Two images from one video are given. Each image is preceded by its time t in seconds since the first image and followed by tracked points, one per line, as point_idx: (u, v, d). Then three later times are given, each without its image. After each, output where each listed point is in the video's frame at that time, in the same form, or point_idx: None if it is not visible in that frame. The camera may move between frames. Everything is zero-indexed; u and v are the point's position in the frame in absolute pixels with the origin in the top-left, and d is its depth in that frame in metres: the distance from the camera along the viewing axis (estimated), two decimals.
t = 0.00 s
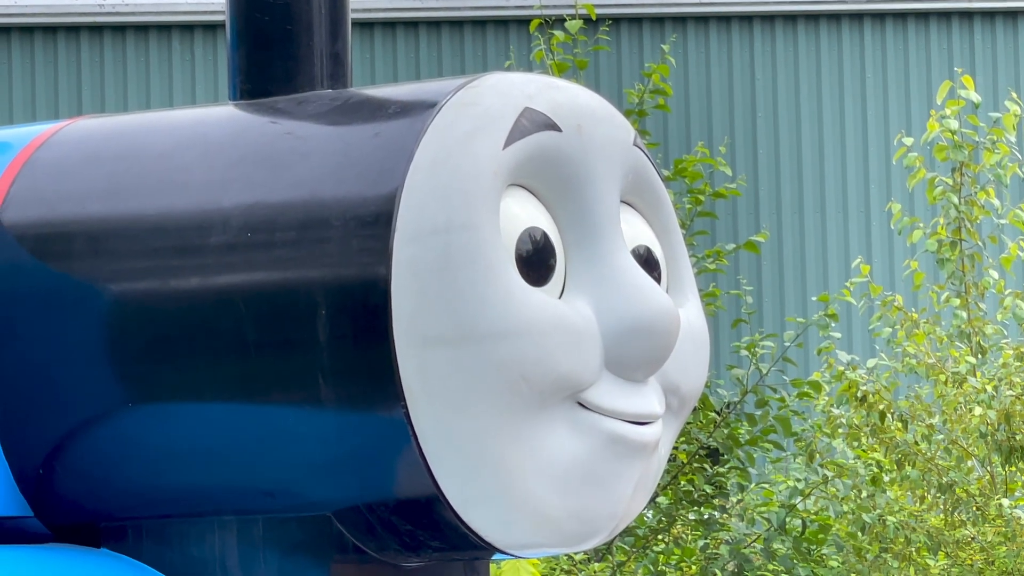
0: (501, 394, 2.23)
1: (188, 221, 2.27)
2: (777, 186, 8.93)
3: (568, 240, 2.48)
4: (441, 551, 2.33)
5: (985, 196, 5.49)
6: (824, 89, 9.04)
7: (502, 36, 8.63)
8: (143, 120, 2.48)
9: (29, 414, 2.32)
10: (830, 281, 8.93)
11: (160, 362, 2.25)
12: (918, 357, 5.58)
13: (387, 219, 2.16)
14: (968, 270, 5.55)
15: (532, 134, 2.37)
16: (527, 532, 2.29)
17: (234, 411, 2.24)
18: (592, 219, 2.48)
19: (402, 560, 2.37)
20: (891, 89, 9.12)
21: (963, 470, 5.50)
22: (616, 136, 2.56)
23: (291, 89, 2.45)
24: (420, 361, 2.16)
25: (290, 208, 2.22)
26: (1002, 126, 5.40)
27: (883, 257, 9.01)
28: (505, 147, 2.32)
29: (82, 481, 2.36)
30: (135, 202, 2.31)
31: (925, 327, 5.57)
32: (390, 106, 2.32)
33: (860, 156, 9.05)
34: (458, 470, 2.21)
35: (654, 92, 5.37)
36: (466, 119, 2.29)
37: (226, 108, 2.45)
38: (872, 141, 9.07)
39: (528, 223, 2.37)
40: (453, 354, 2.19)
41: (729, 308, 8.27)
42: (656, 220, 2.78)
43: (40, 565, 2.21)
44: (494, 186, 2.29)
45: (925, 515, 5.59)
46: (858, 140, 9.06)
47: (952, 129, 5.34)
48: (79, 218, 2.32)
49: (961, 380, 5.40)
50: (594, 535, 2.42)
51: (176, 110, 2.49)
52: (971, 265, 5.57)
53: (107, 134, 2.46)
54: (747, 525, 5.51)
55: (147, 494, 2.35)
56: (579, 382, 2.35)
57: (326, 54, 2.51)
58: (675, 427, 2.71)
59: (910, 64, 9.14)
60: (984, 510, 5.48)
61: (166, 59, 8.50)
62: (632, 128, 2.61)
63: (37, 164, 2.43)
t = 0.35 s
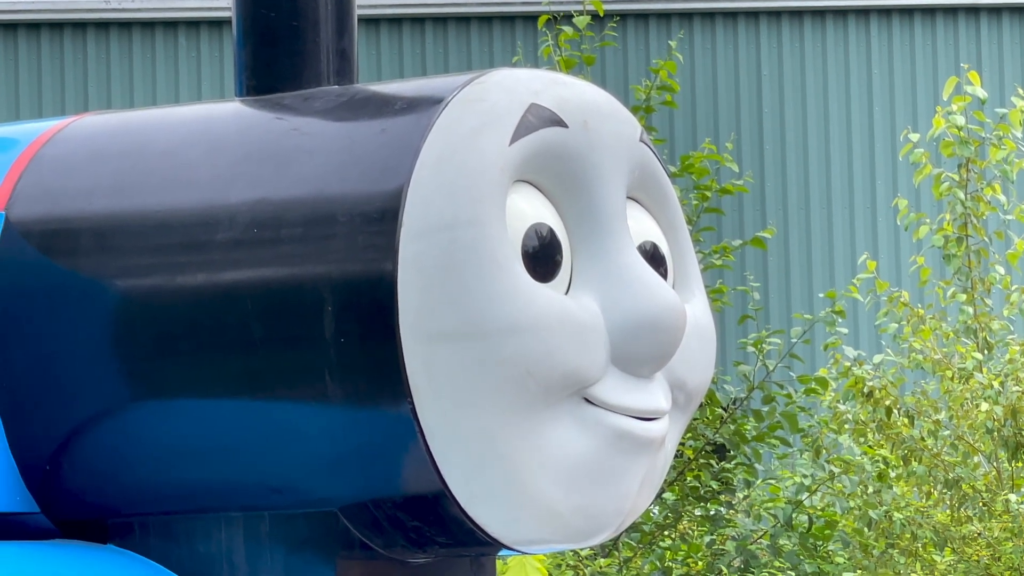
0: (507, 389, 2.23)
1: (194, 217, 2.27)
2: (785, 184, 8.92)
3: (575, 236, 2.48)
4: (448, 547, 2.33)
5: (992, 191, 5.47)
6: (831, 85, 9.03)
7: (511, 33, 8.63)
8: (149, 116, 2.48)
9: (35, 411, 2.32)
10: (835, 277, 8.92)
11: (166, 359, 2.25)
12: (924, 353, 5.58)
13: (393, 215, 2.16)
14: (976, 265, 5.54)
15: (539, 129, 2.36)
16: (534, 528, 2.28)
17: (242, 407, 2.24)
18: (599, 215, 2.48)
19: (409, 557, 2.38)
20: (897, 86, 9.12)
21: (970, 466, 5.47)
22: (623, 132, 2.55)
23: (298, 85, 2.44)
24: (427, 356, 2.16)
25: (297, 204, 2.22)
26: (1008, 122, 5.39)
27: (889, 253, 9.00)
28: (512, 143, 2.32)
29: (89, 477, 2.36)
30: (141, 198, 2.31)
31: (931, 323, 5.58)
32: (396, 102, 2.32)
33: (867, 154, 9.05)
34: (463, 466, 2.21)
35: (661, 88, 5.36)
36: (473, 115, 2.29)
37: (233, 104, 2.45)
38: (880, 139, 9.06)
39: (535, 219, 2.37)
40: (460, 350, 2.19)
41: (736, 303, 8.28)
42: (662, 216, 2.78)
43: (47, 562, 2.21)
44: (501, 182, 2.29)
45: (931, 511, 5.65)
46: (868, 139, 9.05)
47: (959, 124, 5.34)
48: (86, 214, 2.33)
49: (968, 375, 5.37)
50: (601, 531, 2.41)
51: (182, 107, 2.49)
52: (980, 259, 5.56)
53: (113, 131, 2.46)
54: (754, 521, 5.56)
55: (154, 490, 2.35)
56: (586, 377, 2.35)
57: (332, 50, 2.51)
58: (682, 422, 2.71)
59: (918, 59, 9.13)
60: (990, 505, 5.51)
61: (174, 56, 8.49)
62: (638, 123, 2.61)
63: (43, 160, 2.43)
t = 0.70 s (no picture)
0: (517, 374, 2.48)
1: (236, 220, 2.52)
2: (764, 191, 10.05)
3: (578, 237, 2.73)
4: (464, 518, 2.59)
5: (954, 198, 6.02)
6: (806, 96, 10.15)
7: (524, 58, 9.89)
8: (193, 129, 2.73)
9: (93, 394, 2.58)
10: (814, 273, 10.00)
11: (210, 348, 2.50)
12: (893, 343, 6.18)
13: (415, 219, 2.41)
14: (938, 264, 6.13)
15: (545, 142, 2.62)
16: (541, 500, 2.54)
17: (278, 391, 2.48)
18: (600, 218, 2.74)
19: (428, 528, 2.62)
20: (861, 104, 10.23)
21: (933, 446, 6.15)
22: (622, 142, 2.80)
23: (329, 102, 2.70)
24: (445, 345, 2.41)
25: (329, 209, 2.47)
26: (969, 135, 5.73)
27: (861, 252, 10.16)
28: (521, 154, 2.57)
29: (139, 453, 2.62)
30: (187, 204, 2.57)
31: (899, 316, 6.19)
32: (417, 116, 2.57)
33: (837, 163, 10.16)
34: (478, 444, 2.46)
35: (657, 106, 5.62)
36: (487, 128, 2.54)
37: (269, 119, 2.70)
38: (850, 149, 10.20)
39: (542, 222, 2.62)
40: (475, 338, 2.44)
41: (725, 297, 8.75)
42: (658, 220, 3.03)
43: (105, 534, 2.46)
44: (510, 189, 2.54)
45: (899, 485, 6.33)
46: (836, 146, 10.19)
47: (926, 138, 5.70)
48: (137, 218, 2.58)
49: (932, 363, 5.99)
50: (601, 503, 2.67)
51: (224, 121, 2.74)
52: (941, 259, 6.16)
53: (162, 141, 2.72)
54: (740, 494, 6.10)
55: (199, 467, 2.60)
56: (589, 364, 2.60)
57: (360, 70, 2.75)
58: (674, 404, 2.96)
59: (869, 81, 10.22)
60: (952, 480, 6.08)
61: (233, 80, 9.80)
62: (636, 135, 2.84)
63: (99, 168, 2.69)
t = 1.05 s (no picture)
0: (531, 361, 2.75)
1: (276, 223, 2.80)
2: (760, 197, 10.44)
3: (586, 238, 2.99)
4: (482, 492, 2.86)
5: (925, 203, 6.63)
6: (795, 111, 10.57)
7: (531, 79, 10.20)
8: (236, 141, 3.01)
9: (147, 380, 2.86)
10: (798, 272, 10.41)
11: (255, 337, 2.78)
12: (869, 334, 6.74)
13: (438, 221, 2.68)
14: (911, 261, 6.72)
15: (555, 152, 2.89)
16: (552, 474, 2.82)
17: (314, 376, 2.76)
18: (605, 221, 3.01)
19: (450, 501, 2.89)
20: (839, 114, 10.70)
21: (906, 426, 6.69)
22: (625, 152, 3.08)
23: (360, 116, 2.97)
24: (466, 335, 2.69)
25: (360, 213, 2.75)
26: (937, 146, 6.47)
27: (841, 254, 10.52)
28: (534, 163, 2.85)
29: (189, 433, 2.90)
30: (232, 208, 2.85)
31: (875, 310, 6.72)
32: (440, 129, 2.84)
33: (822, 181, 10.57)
34: (494, 424, 2.73)
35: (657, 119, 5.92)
36: (503, 140, 2.82)
37: (305, 132, 2.97)
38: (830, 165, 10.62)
39: (553, 224, 2.90)
40: (493, 328, 2.70)
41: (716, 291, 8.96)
42: (658, 224, 3.29)
43: (158, 505, 2.75)
44: (525, 195, 2.82)
45: (874, 462, 6.74)
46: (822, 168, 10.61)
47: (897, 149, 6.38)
48: (187, 220, 2.86)
49: (905, 352, 6.56)
50: (606, 478, 2.95)
51: (263, 133, 3.01)
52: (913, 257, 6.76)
53: (208, 152, 3.00)
54: (731, 470, 6.51)
55: (244, 444, 2.89)
56: (596, 353, 2.86)
57: (388, 87, 3.03)
58: (671, 389, 3.23)
59: (857, 95, 10.71)
60: (923, 458, 6.65)
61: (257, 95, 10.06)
62: (635, 145, 3.11)
63: (152, 176, 2.97)
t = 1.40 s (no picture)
0: (544, 345, 3.23)
1: (327, 228, 3.31)
2: (737, 205, 11.78)
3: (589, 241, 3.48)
4: (502, 456, 3.37)
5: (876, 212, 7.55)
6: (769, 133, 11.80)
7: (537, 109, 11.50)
8: (291, 158, 3.53)
9: (217, 362, 3.38)
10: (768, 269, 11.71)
11: (308, 325, 3.29)
12: (831, 323, 7.57)
13: (463, 227, 3.19)
14: (865, 261, 7.65)
15: (563, 168, 3.39)
16: (559, 441, 3.32)
17: (358, 358, 3.27)
18: (605, 226, 3.49)
19: (473, 464, 3.39)
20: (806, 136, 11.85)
21: (862, 402, 7.41)
22: (621, 169, 3.58)
23: (398, 139, 3.49)
24: (487, 323, 3.18)
25: (398, 220, 3.25)
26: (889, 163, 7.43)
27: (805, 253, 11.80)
28: (545, 177, 3.34)
29: (251, 407, 3.41)
30: (289, 216, 3.36)
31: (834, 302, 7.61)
32: (465, 148, 3.35)
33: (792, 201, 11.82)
34: (510, 398, 3.23)
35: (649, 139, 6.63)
36: (518, 158, 3.31)
37: (352, 151, 3.49)
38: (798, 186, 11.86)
39: (560, 229, 3.39)
40: (510, 317, 3.18)
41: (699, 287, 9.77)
42: (651, 229, 3.78)
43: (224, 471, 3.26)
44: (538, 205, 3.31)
45: (834, 432, 7.52)
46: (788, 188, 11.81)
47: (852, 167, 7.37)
48: (250, 227, 3.37)
49: (860, 338, 7.39)
50: (605, 445, 3.45)
51: (314, 152, 3.53)
52: (868, 257, 7.67)
53: (268, 168, 3.51)
54: (712, 438, 7.43)
55: (298, 416, 3.40)
56: (599, 339, 3.34)
57: (422, 112, 3.54)
58: (661, 370, 3.72)
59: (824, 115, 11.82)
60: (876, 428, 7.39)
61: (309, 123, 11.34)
62: (631, 160, 3.59)
63: (221, 189, 3.49)
